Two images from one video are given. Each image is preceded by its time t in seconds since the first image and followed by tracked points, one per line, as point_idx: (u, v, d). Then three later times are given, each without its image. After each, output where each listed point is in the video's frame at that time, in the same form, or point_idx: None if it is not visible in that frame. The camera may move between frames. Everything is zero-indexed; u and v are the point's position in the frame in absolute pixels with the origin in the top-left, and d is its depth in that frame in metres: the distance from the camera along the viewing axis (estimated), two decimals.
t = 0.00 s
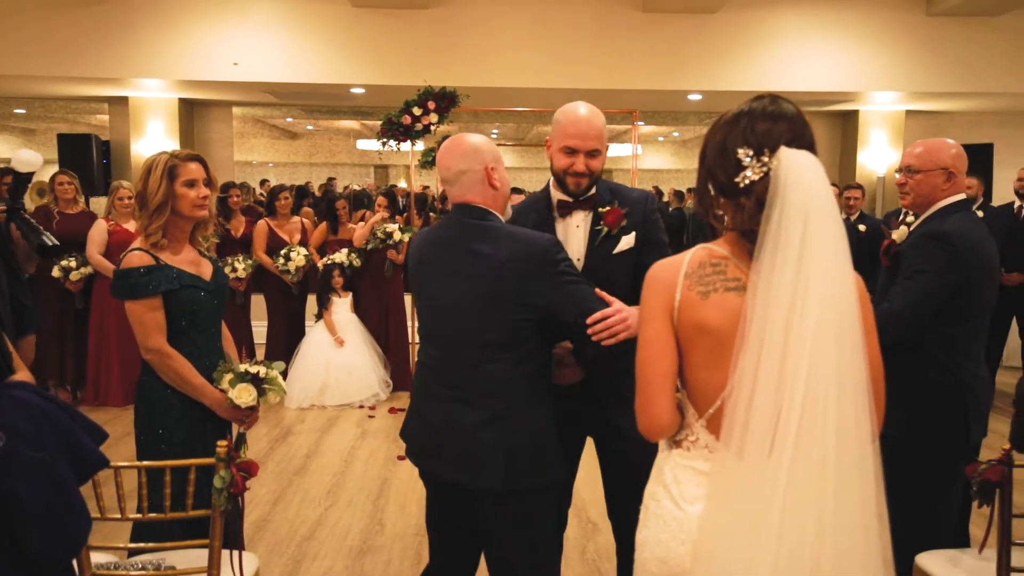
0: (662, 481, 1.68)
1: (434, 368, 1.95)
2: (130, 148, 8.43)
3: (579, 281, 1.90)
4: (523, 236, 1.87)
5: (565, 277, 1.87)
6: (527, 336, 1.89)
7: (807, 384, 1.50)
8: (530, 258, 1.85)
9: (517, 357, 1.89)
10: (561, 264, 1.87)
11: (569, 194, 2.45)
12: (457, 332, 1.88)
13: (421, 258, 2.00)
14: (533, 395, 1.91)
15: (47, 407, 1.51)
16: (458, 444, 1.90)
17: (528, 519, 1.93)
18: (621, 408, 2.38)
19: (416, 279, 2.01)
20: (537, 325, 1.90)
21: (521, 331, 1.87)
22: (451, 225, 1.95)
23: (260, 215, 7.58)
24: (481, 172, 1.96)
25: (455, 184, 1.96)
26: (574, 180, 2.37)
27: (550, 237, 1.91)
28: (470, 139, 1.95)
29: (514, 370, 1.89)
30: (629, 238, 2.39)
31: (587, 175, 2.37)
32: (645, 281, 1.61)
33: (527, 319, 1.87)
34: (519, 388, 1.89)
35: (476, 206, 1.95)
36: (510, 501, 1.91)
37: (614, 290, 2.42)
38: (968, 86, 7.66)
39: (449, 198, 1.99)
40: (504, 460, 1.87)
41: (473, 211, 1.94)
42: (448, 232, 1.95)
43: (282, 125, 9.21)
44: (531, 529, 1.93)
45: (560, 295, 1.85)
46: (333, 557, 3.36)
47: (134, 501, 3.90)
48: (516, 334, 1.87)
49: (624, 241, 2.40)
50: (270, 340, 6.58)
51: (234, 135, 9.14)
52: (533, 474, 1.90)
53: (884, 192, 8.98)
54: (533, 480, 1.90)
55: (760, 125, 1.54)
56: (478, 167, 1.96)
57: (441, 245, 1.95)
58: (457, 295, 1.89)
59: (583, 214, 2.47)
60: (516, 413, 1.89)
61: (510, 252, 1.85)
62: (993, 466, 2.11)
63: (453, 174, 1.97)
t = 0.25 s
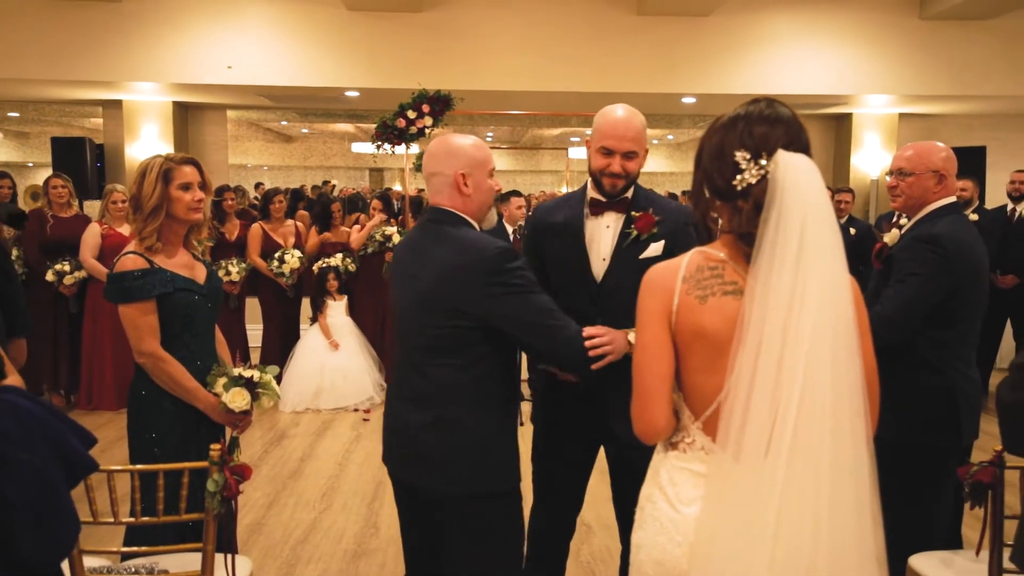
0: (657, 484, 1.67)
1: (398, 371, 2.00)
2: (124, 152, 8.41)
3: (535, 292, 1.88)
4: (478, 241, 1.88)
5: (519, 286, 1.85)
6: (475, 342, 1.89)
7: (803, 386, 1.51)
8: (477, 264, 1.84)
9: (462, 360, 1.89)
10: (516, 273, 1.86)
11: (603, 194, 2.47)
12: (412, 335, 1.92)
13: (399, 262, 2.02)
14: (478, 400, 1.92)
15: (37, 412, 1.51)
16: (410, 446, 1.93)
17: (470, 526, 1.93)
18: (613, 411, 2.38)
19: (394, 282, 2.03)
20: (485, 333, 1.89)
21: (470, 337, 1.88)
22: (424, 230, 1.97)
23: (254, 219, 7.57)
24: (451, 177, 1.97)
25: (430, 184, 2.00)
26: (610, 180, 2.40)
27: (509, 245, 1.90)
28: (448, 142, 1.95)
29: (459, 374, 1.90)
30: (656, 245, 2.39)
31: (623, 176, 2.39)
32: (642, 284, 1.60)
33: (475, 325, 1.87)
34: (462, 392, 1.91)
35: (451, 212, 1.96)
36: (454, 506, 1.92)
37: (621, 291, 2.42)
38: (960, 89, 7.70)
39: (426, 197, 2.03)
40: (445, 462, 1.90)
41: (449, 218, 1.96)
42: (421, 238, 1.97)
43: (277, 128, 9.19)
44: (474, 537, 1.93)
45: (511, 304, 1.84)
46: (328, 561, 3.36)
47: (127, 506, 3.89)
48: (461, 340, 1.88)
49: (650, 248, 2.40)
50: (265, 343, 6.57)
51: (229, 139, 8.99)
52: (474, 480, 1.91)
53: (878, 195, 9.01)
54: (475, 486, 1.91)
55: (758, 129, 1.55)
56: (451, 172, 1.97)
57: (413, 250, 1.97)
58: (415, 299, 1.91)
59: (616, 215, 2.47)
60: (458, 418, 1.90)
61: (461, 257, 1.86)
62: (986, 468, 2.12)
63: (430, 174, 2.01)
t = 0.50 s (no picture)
0: (654, 484, 1.67)
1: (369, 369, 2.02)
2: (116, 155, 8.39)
3: (495, 303, 1.89)
4: (443, 246, 1.89)
5: (480, 295, 1.87)
6: (434, 345, 1.89)
7: (802, 387, 1.53)
8: (440, 269, 1.85)
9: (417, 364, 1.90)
10: (480, 281, 1.87)
11: (623, 201, 2.48)
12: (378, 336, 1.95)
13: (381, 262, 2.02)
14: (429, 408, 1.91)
15: (18, 416, 1.51)
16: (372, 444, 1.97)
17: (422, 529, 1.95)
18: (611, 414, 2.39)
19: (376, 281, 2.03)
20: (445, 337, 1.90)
21: (430, 342, 1.89)
22: (404, 232, 1.98)
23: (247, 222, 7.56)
24: (426, 181, 2.00)
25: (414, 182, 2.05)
26: (631, 190, 2.42)
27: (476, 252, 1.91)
28: (430, 144, 1.97)
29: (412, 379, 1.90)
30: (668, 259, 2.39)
31: (644, 187, 2.40)
32: (643, 283, 1.60)
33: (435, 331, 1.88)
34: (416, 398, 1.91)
35: (429, 215, 1.99)
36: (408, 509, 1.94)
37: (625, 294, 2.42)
38: (951, 92, 7.74)
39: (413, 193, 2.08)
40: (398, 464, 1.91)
41: (429, 222, 1.97)
42: (400, 239, 1.98)
43: (270, 131, 9.18)
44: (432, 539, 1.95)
45: (472, 313, 1.85)
46: (320, 565, 3.35)
47: (118, 510, 3.87)
48: (419, 343, 1.89)
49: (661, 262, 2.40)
50: (257, 346, 6.56)
51: (221, 141, 9.17)
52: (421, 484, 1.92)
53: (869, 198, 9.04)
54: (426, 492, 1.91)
55: (759, 134, 1.58)
56: (428, 175, 1.99)
57: (391, 251, 1.99)
58: (386, 300, 1.92)
59: (632, 222, 2.48)
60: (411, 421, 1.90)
61: (427, 261, 1.87)
62: (974, 468, 2.13)
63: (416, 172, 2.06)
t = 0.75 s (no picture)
0: (651, 484, 1.68)
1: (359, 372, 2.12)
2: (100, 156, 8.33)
3: (451, 318, 1.84)
4: (411, 254, 1.89)
5: (434, 308, 1.84)
6: (402, 350, 1.92)
7: (798, 387, 1.56)
8: (401, 278, 1.87)
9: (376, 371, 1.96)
10: (439, 293, 1.84)
11: (625, 201, 2.49)
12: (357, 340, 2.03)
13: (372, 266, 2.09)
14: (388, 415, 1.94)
15: None
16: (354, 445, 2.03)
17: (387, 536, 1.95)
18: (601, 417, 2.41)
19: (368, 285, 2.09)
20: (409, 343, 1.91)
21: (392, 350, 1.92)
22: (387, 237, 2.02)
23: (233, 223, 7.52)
24: (412, 183, 2.02)
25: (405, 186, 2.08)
26: (634, 188, 2.43)
27: (445, 262, 1.88)
28: (418, 146, 1.99)
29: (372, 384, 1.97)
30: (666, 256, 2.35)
31: (646, 184, 2.42)
32: (642, 284, 1.60)
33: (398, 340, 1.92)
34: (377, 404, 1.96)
35: (414, 218, 2.00)
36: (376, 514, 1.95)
37: (622, 292, 2.42)
38: (935, 95, 7.81)
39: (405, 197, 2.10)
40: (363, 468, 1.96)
41: (417, 226, 1.98)
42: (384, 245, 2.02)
43: (257, 132, 9.12)
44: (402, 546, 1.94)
45: (424, 327, 1.84)
46: (306, 567, 3.34)
47: (102, 513, 3.85)
48: (388, 349, 1.93)
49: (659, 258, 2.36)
50: (243, 348, 6.53)
51: (208, 143, 9.17)
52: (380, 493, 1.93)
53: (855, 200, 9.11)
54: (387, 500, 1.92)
55: (757, 140, 1.60)
56: (415, 178, 2.00)
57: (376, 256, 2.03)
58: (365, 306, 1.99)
59: (632, 220, 2.48)
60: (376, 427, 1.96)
61: (393, 269, 1.90)
62: (955, 468, 2.16)
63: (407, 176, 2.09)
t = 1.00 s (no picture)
0: (647, 483, 1.67)
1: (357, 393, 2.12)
2: (88, 155, 8.29)
3: (408, 331, 1.67)
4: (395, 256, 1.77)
5: (392, 316, 1.69)
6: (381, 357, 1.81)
7: (795, 385, 1.60)
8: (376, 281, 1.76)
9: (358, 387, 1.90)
10: (402, 302, 1.68)
11: (628, 201, 2.49)
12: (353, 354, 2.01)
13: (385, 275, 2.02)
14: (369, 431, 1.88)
15: None
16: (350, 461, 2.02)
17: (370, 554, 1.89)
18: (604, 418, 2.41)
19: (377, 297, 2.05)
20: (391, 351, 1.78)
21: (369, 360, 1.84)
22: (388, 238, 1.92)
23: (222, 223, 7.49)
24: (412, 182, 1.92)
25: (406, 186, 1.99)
26: (633, 184, 2.43)
27: (425, 268, 1.70)
28: (420, 144, 1.89)
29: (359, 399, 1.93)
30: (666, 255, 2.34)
31: (645, 182, 2.42)
32: (638, 283, 1.61)
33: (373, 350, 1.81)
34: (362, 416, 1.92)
35: (413, 220, 1.90)
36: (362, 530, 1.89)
37: (623, 292, 2.42)
38: (923, 97, 7.86)
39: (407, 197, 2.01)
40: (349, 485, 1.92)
41: (419, 231, 1.89)
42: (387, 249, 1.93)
43: (246, 132, 9.07)
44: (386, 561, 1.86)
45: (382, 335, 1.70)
46: (296, 568, 3.33)
47: (89, 515, 3.82)
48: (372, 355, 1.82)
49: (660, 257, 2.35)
50: (233, 349, 6.51)
51: (197, 143, 9.08)
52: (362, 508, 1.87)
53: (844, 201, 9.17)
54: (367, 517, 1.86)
55: (754, 144, 1.63)
56: (415, 177, 1.91)
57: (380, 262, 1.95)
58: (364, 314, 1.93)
59: (635, 220, 2.48)
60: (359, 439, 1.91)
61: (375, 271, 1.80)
62: (941, 467, 2.16)
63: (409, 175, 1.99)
